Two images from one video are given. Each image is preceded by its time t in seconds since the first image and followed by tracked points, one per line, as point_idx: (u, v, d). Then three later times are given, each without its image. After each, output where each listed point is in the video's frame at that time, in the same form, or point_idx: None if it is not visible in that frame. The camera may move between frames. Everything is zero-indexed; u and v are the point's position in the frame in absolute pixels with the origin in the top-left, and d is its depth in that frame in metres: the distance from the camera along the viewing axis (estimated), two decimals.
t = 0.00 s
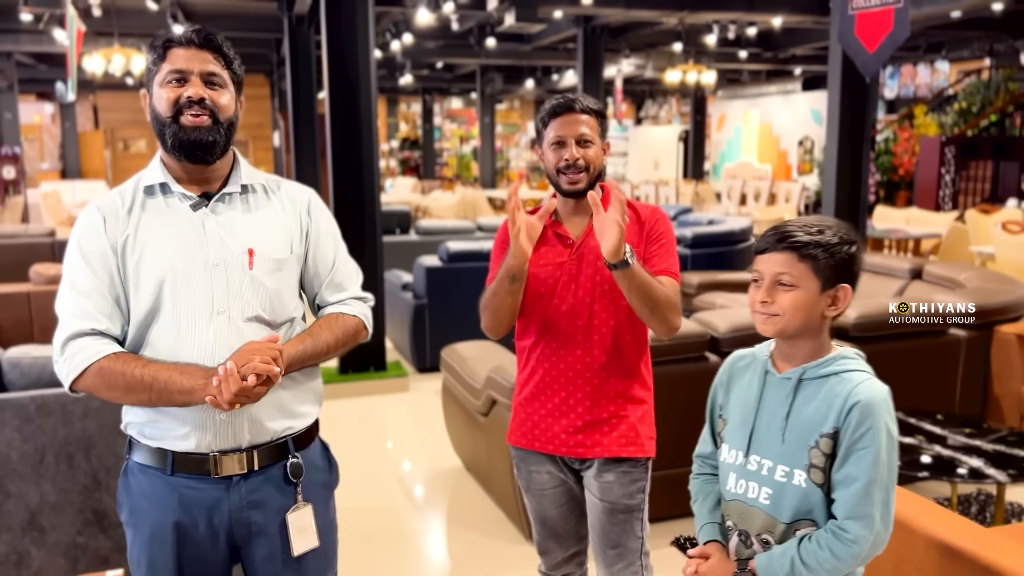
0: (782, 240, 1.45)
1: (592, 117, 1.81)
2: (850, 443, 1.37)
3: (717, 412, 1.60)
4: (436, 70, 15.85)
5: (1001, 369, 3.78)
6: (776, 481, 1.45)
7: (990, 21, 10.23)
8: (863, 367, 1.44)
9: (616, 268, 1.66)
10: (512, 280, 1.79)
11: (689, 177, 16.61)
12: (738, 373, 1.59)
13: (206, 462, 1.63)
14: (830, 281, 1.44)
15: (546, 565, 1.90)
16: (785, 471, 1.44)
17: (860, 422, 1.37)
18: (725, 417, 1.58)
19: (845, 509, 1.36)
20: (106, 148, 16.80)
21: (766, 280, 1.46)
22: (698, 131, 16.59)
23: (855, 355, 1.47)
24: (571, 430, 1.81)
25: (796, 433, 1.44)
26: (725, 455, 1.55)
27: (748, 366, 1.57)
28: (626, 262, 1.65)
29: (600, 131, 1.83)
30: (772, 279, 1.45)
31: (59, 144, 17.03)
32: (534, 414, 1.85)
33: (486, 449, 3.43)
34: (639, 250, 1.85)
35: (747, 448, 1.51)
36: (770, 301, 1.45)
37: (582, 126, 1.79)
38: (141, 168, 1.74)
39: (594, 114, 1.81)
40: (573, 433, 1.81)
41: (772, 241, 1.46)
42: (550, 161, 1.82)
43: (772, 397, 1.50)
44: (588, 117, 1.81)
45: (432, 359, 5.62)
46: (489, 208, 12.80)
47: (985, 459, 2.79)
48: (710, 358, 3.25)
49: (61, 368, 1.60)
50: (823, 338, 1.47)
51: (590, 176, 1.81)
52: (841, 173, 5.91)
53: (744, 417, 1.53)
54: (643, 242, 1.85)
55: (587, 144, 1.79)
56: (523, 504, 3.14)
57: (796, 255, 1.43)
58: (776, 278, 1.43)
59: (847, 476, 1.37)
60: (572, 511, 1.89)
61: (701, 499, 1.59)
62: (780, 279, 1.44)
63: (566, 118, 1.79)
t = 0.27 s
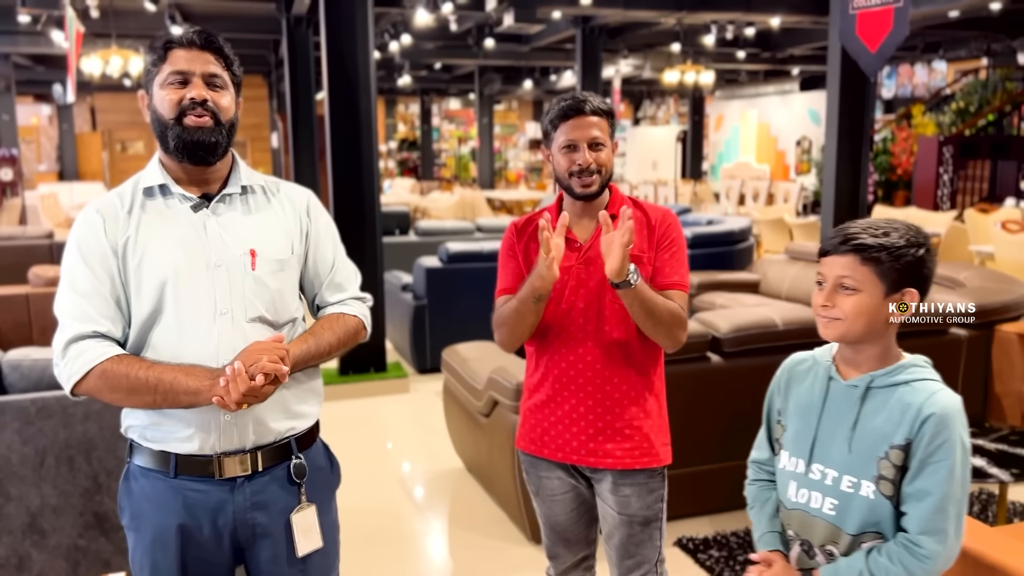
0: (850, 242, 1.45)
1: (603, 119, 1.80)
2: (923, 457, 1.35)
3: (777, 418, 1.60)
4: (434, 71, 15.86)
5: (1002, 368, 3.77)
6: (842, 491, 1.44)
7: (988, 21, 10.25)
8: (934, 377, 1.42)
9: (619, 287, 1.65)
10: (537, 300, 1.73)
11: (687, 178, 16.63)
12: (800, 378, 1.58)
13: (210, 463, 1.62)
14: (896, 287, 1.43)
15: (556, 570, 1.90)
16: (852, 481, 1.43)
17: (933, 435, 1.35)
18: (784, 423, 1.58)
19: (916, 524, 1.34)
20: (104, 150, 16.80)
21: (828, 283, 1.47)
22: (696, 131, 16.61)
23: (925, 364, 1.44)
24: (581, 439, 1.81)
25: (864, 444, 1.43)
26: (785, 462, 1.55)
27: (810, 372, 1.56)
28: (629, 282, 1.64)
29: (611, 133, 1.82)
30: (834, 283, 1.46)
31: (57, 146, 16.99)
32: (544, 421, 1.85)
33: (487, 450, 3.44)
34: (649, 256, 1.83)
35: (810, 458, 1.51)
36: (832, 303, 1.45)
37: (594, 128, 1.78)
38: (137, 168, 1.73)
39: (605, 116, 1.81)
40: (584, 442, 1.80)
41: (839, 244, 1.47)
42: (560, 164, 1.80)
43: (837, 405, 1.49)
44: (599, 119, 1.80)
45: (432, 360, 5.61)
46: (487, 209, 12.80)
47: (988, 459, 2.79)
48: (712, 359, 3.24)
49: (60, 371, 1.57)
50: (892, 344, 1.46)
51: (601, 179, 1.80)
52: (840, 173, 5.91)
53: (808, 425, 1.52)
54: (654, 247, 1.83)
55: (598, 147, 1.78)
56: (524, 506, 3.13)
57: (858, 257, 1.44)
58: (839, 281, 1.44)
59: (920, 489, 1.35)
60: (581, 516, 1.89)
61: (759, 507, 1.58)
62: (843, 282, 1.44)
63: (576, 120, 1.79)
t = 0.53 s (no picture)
0: (901, 254, 1.45)
1: (613, 119, 1.79)
2: (989, 472, 1.35)
3: (828, 425, 1.60)
4: (430, 71, 15.85)
5: (999, 368, 3.73)
6: (901, 502, 1.44)
7: (983, 21, 10.30)
8: (995, 389, 1.42)
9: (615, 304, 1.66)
10: (571, 318, 1.72)
11: (683, 178, 16.64)
12: (851, 385, 1.58)
13: (212, 465, 1.62)
14: (950, 297, 1.42)
15: None
16: (912, 492, 1.43)
17: (1001, 449, 1.35)
18: (836, 430, 1.58)
19: (983, 538, 1.34)
20: (99, 151, 16.76)
21: (881, 295, 1.46)
22: (692, 131, 16.62)
23: (984, 375, 1.44)
24: (593, 447, 1.80)
25: (924, 455, 1.43)
26: (838, 470, 1.56)
27: (863, 379, 1.56)
28: (621, 299, 1.66)
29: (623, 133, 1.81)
30: (887, 295, 1.45)
31: (51, 146, 16.92)
32: (555, 429, 1.84)
33: (485, 451, 3.44)
34: (663, 261, 1.82)
35: (866, 467, 1.51)
36: (883, 316, 1.45)
37: (606, 129, 1.77)
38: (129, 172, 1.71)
39: (615, 116, 1.80)
40: (596, 450, 1.80)
41: (890, 255, 1.47)
42: (572, 167, 1.79)
43: (893, 415, 1.49)
44: (610, 119, 1.79)
45: (429, 361, 5.60)
46: (483, 209, 12.80)
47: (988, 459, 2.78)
48: (711, 359, 3.24)
49: (60, 379, 1.55)
50: (949, 354, 1.46)
51: (615, 180, 1.78)
52: (837, 173, 5.92)
53: (863, 433, 1.52)
54: (667, 251, 1.82)
55: (611, 148, 1.77)
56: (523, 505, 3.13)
57: (908, 269, 1.43)
58: (891, 293, 1.44)
59: (988, 504, 1.35)
60: (592, 525, 1.89)
61: (812, 515, 1.59)
62: (895, 295, 1.44)
63: (587, 122, 1.77)
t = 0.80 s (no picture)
0: (921, 255, 1.43)
1: (637, 121, 1.72)
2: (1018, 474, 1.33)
3: (849, 430, 1.59)
4: (424, 71, 15.83)
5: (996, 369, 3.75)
6: (925, 506, 1.42)
7: (977, 21, 10.34)
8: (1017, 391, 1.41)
9: (628, 302, 1.61)
10: (588, 317, 1.64)
11: (678, 178, 16.65)
12: (870, 388, 1.56)
13: (209, 460, 1.63)
14: (974, 299, 1.40)
15: None
16: (937, 496, 1.41)
17: None
18: (857, 434, 1.57)
19: (1012, 541, 1.31)
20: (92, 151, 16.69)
21: (903, 295, 1.45)
22: (686, 131, 16.64)
23: (1005, 377, 1.43)
24: (608, 460, 1.73)
25: (949, 458, 1.41)
26: (861, 474, 1.54)
27: (884, 381, 1.55)
28: (636, 297, 1.60)
29: (645, 136, 1.74)
30: (907, 297, 1.44)
31: (44, 147, 16.81)
32: (570, 441, 1.77)
33: (481, 453, 3.43)
34: (682, 264, 1.75)
35: (889, 471, 1.49)
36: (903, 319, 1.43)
37: (628, 132, 1.70)
38: (117, 177, 1.67)
39: (639, 118, 1.72)
40: (612, 463, 1.72)
41: (912, 255, 1.45)
42: (590, 169, 1.72)
43: (916, 418, 1.47)
44: (634, 122, 1.72)
45: (425, 362, 5.58)
46: (478, 210, 12.79)
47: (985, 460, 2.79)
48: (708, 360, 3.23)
49: (63, 393, 1.51)
50: (969, 357, 1.43)
51: (632, 188, 1.70)
52: (832, 173, 5.92)
53: (885, 437, 1.51)
54: (686, 254, 1.76)
55: (632, 152, 1.70)
56: (519, 506, 3.13)
57: (932, 272, 1.41)
58: (914, 296, 1.42)
59: (1014, 507, 1.32)
60: (599, 546, 1.81)
61: (835, 520, 1.58)
62: (917, 297, 1.42)
63: (610, 122, 1.70)
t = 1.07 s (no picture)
0: (907, 256, 1.42)
1: (649, 118, 1.66)
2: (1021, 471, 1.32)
3: (850, 434, 1.57)
4: (419, 71, 15.80)
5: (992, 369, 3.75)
6: (932, 508, 1.41)
7: (972, 21, 10.38)
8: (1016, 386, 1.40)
9: (653, 291, 1.53)
10: (589, 305, 1.59)
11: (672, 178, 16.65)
12: (869, 390, 1.55)
13: (211, 461, 1.62)
14: (963, 298, 1.39)
15: None
16: (943, 498, 1.39)
17: None
18: (857, 438, 1.55)
19: (1016, 540, 1.30)
20: (85, 152, 16.61)
21: (891, 296, 1.44)
22: (680, 131, 16.64)
23: (1003, 373, 1.41)
24: (620, 472, 1.66)
25: (952, 458, 1.39)
26: (864, 479, 1.52)
27: (882, 383, 1.53)
28: (662, 284, 1.52)
29: (658, 133, 1.68)
30: (895, 297, 1.43)
31: (37, 147, 16.72)
32: (584, 448, 1.69)
33: (477, 454, 3.41)
34: (699, 265, 1.69)
35: (892, 475, 1.47)
36: (890, 320, 1.43)
37: (641, 129, 1.63)
38: (110, 179, 1.64)
39: (651, 115, 1.67)
40: (624, 474, 1.65)
41: (900, 257, 1.44)
42: (602, 168, 1.66)
43: (917, 420, 1.45)
44: (646, 118, 1.66)
45: (420, 363, 5.56)
46: (473, 210, 12.77)
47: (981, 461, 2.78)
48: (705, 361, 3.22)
49: (71, 402, 1.48)
50: (960, 357, 1.42)
51: (647, 186, 1.66)
52: (827, 173, 5.92)
53: (887, 442, 1.49)
54: (703, 255, 1.70)
55: (646, 150, 1.64)
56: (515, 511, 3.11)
57: (918, 272, 1.40)
58: (899, 297, 1.41)
59: (1014, 503, 1.32)
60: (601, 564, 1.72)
61: (839, 529, 1.56)
62: (903, 298, 1.41)
63: (622, 121, 1.64)
